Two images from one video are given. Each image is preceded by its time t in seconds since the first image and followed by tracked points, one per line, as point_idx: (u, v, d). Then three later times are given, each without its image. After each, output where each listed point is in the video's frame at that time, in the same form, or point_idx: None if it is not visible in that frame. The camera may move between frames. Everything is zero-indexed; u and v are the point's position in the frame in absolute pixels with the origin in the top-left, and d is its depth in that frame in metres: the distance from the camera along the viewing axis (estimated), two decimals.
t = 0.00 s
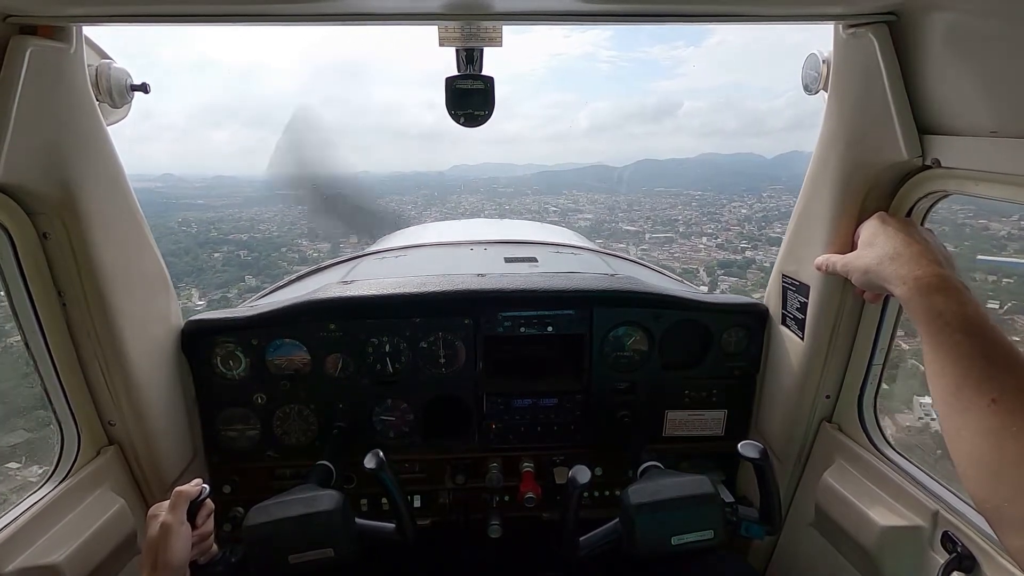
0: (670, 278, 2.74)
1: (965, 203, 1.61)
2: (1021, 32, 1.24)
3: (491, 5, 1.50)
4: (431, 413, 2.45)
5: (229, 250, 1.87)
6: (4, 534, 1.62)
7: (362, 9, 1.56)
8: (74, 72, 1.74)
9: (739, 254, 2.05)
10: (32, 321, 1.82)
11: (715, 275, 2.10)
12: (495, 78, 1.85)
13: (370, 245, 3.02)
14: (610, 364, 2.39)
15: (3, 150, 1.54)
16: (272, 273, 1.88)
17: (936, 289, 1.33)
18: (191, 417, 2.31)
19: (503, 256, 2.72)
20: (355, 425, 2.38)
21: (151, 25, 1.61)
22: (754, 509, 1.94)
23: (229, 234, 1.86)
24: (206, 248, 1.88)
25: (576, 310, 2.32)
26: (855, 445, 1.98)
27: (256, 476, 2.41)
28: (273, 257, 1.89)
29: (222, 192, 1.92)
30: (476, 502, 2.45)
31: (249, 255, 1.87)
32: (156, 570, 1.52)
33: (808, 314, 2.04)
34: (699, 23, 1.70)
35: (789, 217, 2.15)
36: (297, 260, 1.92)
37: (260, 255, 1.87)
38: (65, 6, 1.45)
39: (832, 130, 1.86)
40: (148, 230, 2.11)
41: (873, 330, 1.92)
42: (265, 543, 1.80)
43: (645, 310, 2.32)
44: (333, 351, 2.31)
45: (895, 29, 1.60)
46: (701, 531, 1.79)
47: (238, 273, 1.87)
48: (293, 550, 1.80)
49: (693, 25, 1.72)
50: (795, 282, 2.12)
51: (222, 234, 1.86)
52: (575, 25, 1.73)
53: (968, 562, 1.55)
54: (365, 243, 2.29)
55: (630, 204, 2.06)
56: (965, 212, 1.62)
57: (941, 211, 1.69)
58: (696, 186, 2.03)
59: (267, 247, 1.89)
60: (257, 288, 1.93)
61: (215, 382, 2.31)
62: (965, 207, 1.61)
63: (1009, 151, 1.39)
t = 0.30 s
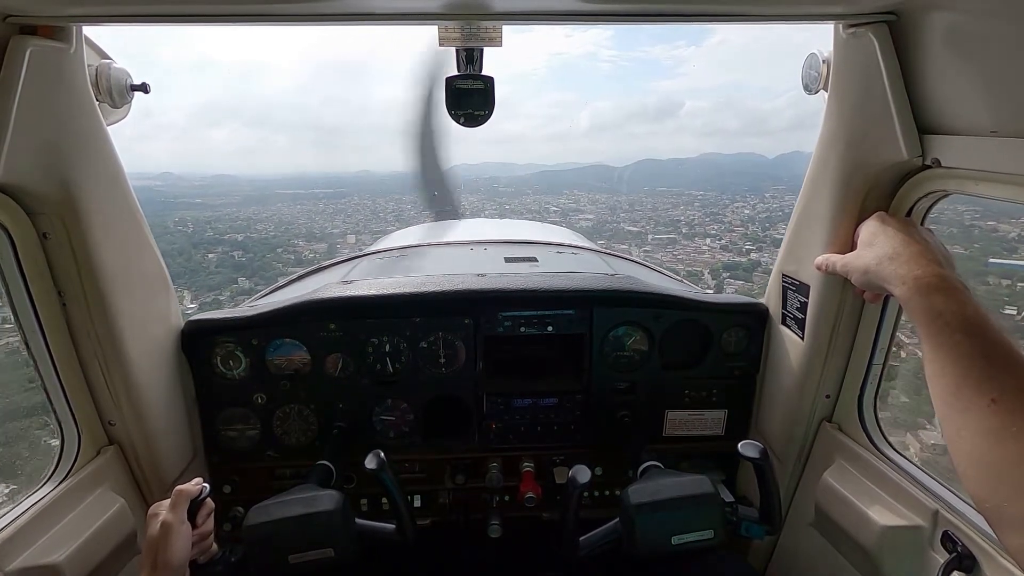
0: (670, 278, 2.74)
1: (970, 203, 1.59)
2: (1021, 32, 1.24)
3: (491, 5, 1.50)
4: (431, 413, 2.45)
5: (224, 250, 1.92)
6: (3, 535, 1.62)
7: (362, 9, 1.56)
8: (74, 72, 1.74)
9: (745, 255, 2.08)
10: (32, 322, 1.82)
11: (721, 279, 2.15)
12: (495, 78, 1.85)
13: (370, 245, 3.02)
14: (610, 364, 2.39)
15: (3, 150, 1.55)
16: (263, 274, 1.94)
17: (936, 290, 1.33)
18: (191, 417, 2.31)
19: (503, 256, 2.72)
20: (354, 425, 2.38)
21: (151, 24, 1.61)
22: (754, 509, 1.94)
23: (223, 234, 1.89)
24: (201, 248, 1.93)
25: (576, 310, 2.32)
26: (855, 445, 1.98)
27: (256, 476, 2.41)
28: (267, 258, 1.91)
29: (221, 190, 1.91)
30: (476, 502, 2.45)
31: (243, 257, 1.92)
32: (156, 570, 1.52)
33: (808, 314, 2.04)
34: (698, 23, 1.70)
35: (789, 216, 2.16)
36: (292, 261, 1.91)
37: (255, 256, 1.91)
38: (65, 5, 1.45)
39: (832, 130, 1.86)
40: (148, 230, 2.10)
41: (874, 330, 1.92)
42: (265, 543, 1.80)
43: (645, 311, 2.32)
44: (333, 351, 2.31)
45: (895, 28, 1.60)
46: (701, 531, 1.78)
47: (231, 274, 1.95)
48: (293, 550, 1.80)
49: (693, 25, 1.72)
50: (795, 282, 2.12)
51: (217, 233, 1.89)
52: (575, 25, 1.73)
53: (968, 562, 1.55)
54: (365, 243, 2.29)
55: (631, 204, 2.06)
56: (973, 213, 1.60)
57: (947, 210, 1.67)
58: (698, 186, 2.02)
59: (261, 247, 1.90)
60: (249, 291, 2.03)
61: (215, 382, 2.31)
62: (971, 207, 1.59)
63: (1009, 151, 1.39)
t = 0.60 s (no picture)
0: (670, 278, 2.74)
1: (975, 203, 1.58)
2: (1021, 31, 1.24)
3: (491, 5, 1.50)
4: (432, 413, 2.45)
5: (218, 250, 1.91)
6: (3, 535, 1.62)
7: (362, 9, 1.56)
8: (74, 72, 1.74)
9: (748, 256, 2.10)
10: (32, 322, 1.82)
11: (727, 281, 2.20)
12: (495, 78, 1.85)
13: (370, 245, 3.02)
14: (610, 364, 2.39)
15: (3, 150, 1.54)
16: (257, 274, 1.94)
17: (936, 289, 1.33)
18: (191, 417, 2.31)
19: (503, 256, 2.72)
20: (355, 425, 2.38)
21: (151, 24, 1.61)
22: (754, 509, 1.94)
23: (218, 233, 1.87)
24: (194, 247, 1.91)
25: (576, 310, 2.32)
26: (856, 445, 1.98)
27: (256, 476, 2.41)
28: (261, 258, 1.91)
29: (220, 187, 1.91)
30: (476, 502, 2.45)
31: (236, 257, 1.91)
32: (156, 570, 1.52)
33: (808, 313, 2.04)
34: (698, 23, 1.70)
35: (789, 216, 2.16)
36: (287, 261, 1.93)
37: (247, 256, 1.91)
38: (65, 6, 1.45)
39: (832, 130, 1.86)
40: (148, 231, 2.10)
41: (874, 330, 1.92)
42: (266, 542, 1.80)
43: (645, 310, 2.32)
44: (333, 351, 2.31)
45: (895, 28, 1.60)
46: (701, 531, 1.78)
47: (224, 273, 1.94)
48: (292, 550, 1.80)
49: (692, 25, 1.72)
50: (795, 282, 2.12)
51: (211, 232, 1.87)
52: (574, 25, 1.73)
53: (968, 562, 1.55)
54: (365, 242, 2.29)
55: (632, 203, 2.08)
56: (976, 214, 1.58)
57: (949, 209, 1.66)
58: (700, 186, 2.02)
59: (256, 247, 1.91)
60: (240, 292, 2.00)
61: (215, 382, 2.32)
62: (975, 207, 1.58)
63: (1009, 151, 1.39)
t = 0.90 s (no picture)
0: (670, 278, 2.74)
1: (978, 202, 1.56)
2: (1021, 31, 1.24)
3: (491, 5, 1.50)
4: (432, 413, 2.45)
5: (210, 251, 1.90)
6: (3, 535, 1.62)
7: (363, 9, 1.56)
8: (74, 72, 1.74)
9: (752, 258, 2.13)
10: (32, 322, 1.82)
11: (732, 284, 2.25)
12: (495, 78, 1.85)
13: (370, 245, 3.02)
14: (610, 364, 2.39)
15: (3, 150, 1.54)
16: (248, 276, 1.92)
17: (935, 289, 1.33)
18: (191, 417, 2.31)
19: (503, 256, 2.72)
20: (354, 425, 2.38)
21: (151, 24, 1.61)
22: (754, 509, 1.94)
23: (212, 233, 1.88)
24: (187, 248, 1.93)
25: (576, 310, 2.32)
26: (856, 445, 1.98)
27: (256, 476, 2.41)
28: (253, 259, 1.89)
29: (214, 188, 1.92)
30: (476, 502, 2.45)
31: (227, 258, 1.90)
32: (155, 570, 1.52)
33: (808, 313, 2.04)
34: (698, 23, 1.70)
35: (789, 216, 2.15)
36: (280, 262, 1.91)
37: (245, 255, 1.89)
38: (65, 5, 1.45)
39: (832, 130, 1.86)
40: (148, 231, 2.10)
41: (874, 331, 1.92)
42: (266, 542, 1.80)
43: (645, 310, 2.32)
44: (333, 351, 2.31)
45: (895, 29, 1.60)
46: (702, 531, 1.78)
47: (217, 275, 1.95)
48: (292, 550, 1.80)
49: (692, 25, 1.72)
50: (795, 282, 2.12)
51: (204, 232, 1.88)
52: (575, 25, 1.73)
53: (968, 562, 1.55)
54: (365, 242, 2.29)
55: (633, 203, 2.07)
56: (980, 213, 1.57)
57: (950, 208, 1.66)
58: (700, 185, 2.01)
59: (249, 248, 1.89)
60: (232, 296, 1.99)
61: (215, 382, 2.32)
62: (979, 207, 1.56)
63: (1009, 151, 1.39)
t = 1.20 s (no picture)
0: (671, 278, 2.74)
1: (980, 202, 1.55)
2: (1021, 31, 1.24)
3: (491, 5, 1.50)
4: (432, 414, 2.44)
5: (202, 251, 1.92)
6: (3, 535, 1.62)
7: (363, 9, 1.56)
8: (74, 72, 1.74)
9: (754, 258, 2.17)
10: (32, 322, 1.82)
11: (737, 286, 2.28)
12: (495, 78, 1.85)
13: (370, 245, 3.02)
14: (610, 364, 2.39)
15: (3, 150, 1.54)
16: (240, 277, 1.92)
17: (935, 289, 1.33)
18: (191, 417, 2.31)
19: (503, 256, 2.72)
20: (355, 425, 2.38)
21: (151, 24, 1.61)
22: (754, 509, 1.94)
23: (205, 232, 1.89)
24: (180, 248, 1.95)
25: (576, 310, 2.32)
26: (856, 445, 1.98)
27: (256, 476, 2.41)
28: (246, 259, 1.90)
29: (210, 187, 1.93)
30: (476, 502, 2.45)
31: (220, 258, 1.91)
32: (156, 570, 1.52)
33: (808, 313, 2.04)
34: (698, 23, 1.70)
35: (789, 216, 2.15)
36: (273, 262, 1.91)
37: (247, 257, 1.91)
38: (64, 5, 1.45)
39: (832, 130, 1.87)
40: (148, 231, 2.10)
41: (874, 331, 1.92)
42: (265, 543, 1.80)
43: (645, 310, 2.32)
44: (333, 351, 2.31)
45: (895, 29, 1.60)
46: (702, 531, 1.78)
47: (208, 277, 1.95)
48: (292, 550, 1.80)
49: (692, 25, 1.72)
50: (795, 282, 2.12)
51: (197, 231, 1.89)
52: (575, 25, 1.73)
53: (968, 562, 1.55)
54: (364, 242, 2.29)
55: (633, 203, 2.09)
56: (983, 214, 1.55)
57: (952, 207, 1.65)
58: (701, 184, 2.01)
59: (241, 248, 1.89)
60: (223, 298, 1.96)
61: (215, 382, 2.32)
62: (982, 206, 1.55)
63: (1009, 151, 1.39)
